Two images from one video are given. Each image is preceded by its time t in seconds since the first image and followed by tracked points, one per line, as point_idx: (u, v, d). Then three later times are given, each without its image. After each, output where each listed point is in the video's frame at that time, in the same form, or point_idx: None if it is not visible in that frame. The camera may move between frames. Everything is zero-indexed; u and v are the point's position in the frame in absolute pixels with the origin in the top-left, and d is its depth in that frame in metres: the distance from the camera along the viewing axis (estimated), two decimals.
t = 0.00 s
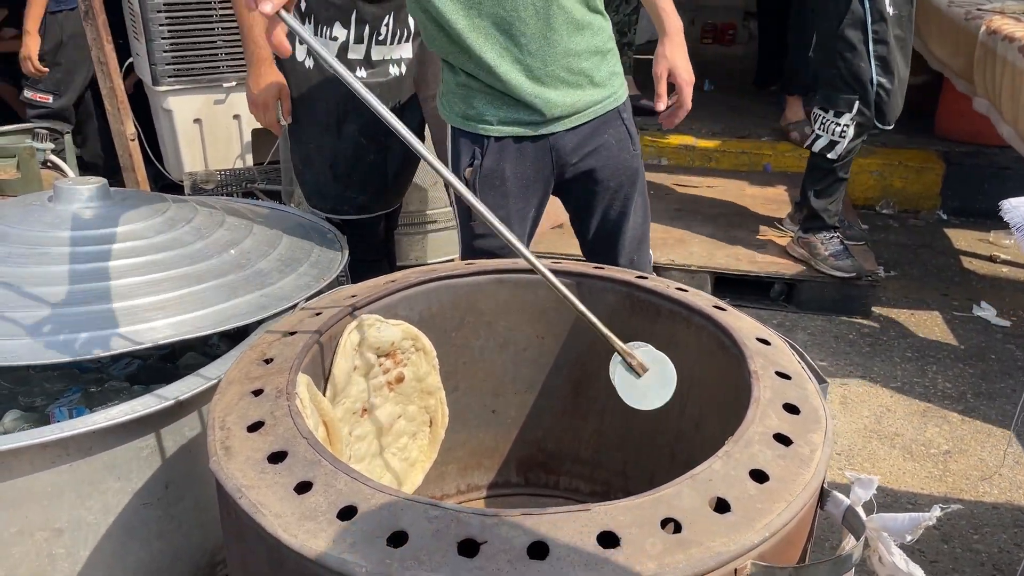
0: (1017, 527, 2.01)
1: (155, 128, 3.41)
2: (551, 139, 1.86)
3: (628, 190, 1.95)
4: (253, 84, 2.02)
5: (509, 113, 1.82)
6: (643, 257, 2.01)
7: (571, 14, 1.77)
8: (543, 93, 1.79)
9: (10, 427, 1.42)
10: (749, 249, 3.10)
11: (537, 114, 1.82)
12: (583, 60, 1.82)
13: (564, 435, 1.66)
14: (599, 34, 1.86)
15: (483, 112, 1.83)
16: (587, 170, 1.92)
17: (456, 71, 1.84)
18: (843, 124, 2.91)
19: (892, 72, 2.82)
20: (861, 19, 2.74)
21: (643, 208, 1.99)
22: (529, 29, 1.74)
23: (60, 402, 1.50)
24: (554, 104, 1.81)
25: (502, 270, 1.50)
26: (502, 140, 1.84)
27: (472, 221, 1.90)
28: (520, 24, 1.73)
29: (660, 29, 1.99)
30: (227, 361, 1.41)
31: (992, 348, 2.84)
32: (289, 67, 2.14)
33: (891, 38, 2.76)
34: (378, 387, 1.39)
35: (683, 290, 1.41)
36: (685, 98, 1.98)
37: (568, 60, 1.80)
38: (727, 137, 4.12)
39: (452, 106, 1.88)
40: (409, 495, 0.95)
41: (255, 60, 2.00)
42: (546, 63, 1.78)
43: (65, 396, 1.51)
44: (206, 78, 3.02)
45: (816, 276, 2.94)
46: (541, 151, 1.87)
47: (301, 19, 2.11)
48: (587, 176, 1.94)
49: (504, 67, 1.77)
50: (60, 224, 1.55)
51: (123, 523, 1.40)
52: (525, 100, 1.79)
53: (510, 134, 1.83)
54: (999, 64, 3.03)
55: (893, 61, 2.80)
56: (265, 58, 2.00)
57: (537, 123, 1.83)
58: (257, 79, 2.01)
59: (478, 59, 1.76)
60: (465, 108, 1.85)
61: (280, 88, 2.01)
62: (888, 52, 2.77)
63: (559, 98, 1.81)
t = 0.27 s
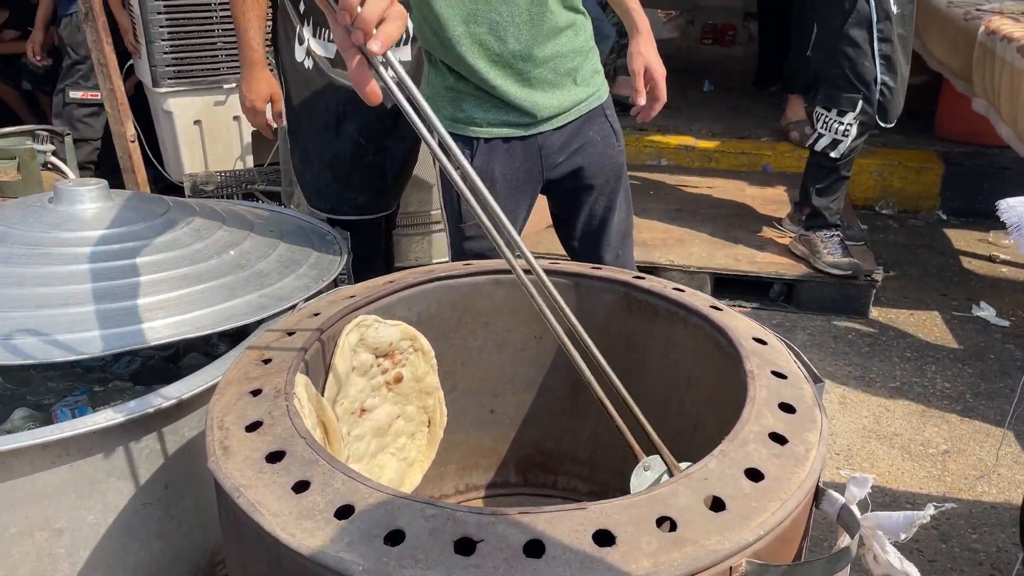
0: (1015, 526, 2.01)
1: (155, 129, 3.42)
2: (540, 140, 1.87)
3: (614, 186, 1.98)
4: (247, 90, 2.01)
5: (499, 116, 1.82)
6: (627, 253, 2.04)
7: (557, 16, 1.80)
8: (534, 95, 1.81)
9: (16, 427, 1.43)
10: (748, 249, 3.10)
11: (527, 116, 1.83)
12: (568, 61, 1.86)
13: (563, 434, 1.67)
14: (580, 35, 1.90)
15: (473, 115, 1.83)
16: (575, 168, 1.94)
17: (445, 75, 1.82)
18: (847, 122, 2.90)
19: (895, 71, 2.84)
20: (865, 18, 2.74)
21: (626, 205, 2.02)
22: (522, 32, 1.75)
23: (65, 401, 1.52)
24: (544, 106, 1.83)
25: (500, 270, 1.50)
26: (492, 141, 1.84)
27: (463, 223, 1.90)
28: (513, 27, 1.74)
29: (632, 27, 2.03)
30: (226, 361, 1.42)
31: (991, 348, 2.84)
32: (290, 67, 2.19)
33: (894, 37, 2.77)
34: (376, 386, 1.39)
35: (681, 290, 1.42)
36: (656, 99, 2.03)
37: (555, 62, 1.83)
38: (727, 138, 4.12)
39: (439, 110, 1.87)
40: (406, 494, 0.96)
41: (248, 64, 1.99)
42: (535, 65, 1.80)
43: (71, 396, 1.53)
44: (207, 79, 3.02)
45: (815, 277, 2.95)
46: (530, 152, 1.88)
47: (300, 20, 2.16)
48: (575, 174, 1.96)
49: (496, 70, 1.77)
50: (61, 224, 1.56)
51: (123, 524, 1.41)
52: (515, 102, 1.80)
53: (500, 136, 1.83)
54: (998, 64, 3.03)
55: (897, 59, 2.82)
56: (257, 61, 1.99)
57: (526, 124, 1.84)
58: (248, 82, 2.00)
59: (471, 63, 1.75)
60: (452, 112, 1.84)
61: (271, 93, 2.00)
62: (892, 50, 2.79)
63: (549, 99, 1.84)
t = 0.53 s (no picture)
0: (1012, 525, 2.02)
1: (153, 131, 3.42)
2: (531, 141, 1.87)
3: (604, 186, 1.99)
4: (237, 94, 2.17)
5: (490, 116, 1.82)
6: (616, 253, 2.05)
7: (548, 20, 1.81)
8: (526, 97, 1.81)
9: (20, 426, 1.46)
10: (746, 249, 3.11)
11: (518, 117, 1.83)
12: (560, 63, 1.86)
13: (560, 434, 1.67)
14: (572, 38, 1.91)
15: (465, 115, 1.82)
16: (566, 169, 1.94)
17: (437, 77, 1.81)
18: (839, 123, 2.90)
19: (891, 70, 2.84)
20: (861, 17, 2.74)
21: (614, 205, 2.03)
22: (517, 35, 1.75)
23: (70, 401, 1.55)
24: (536, 107, 1.83)
25: (497, 271, 1.51)
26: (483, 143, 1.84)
27: (456, 223, 1.91)
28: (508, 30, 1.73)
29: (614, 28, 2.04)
30: (225, 362, 1.42)
31: (988, 348, 2.85)
32: (285, 69, 2.19)
33: (891, 36, 2.77)
34: (374, 387, 1.40)
35: (677, 290, 1.43)
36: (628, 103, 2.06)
37: (547, 64, 1.83)
38: (724, 139, 4.13)
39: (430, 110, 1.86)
40: (404, 493, 0.96)
41: (240, 71, 2.13)
42: (528, 67, 1.80)
43: (75, 395, 1.57)
44: (205, 81, 3.03)
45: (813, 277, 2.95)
46: (522, 154, 1.88)
47: (295, 22, 2.16)
48: (566, 175, 1.96)
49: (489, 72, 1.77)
50: (60, 226, 1.57)
51: (122, 524, 1.41)
52: (508, 104, 1.80)
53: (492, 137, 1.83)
54: (994, 65, 3.03)
55: (892, 58, 2.81)
56: (248, 68, 2.13)
57: (518, 126, 1.84)
58: (240, 88, 2.15)
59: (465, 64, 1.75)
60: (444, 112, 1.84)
61: (263, 99, 2.19)
62: (889, 49, 2.78)
63: (541, 101, 1.84)
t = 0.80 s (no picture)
0: (1007, 526, 2.02)
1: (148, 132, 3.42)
2: (522, 143, 1.87)
3: (599, 189, 1.98)
4: (220, 94, 2.16)
5: (481, 118, 1.83)
6: (612, 256, 2.05)
7: (543, 24, 1.80)
8: (517, 101, 1.81)
9: (16, 427, 1.46)
10: (741, 250, 3.11)
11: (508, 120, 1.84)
12: (553, 67, 1.86)
13: (555, 436, 1.67)
14: (567, 41, 1.90)
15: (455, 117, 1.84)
16: (560, 172, 1.95)
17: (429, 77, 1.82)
18: (836, 125, 2.90)
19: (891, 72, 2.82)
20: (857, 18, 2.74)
21: (610, 209, 2.03)
22: (510, 40, 1.74)
23: (67, 403, 1.55)
24: (527, 111, 1.83)
25: (492, 273, 1.51)
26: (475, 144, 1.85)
27: (447, 223, 1.91)
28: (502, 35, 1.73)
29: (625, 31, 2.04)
30: (219, 364, 1.42)
31: (983, 349, 2.85)
32: (261, 69, 2.22)
33: (892, 38, 2.76)
34: (369, 390, 1.39)
35: (671, 292, 1.42)
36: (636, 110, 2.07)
37: (541, 68, 1.83)
38: (720, 140, 4.14)
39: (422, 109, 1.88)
40: (397, 497, 0.96)
41: (224, 70, 2.14)
42: (521, 71, 1.80)
43: (72, 398, 1.57)
44: (200, 82, 3.03)
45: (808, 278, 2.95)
46: (514, 155, 1.88)
47: (273, 23, 2.19)
48: (560, 178, 1.96)
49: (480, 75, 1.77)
50: (53, 229, 1.56)
51: (115, 527, 1.40)
52: (498, 107, 1.81)
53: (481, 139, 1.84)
54: (989, 66, 3.04)
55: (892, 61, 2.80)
56: (232, 67, 2.14)
57: (510, 128, 1.84)
58: (222, 87, 2.15)
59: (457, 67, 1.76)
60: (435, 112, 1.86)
61: (245, 98, 2.18)
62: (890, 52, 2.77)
63: (532, 105, 1.84)
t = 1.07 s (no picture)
0: (1000, 528, 2.02)
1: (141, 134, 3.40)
2: (517, 146, 1.86)
3: (594, 196, 1.97)
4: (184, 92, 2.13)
5: (479, 119, 1.82)
6: (606, 261, 2.04)
7: (543, 25, 1.80)
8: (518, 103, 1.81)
9: (7, 431, 1.45)
10: (735, 252, 3.11)
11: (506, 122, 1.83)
12: (553, 70, 1.86)
13: (547, 439, 1.67)
14: (566, 46, 1.90)
15: (453, 118, 1.83)
16: (554, 178, 1.94)
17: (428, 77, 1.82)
18: (833, 129, 2.90)
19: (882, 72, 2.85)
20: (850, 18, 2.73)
21: (605, 215, 2.02)
22: (510, 40, 1.75)
23: (58, 408, 1.55)
24: (525, 111, 1.82)
25: (484, 275, 1.50)
26: (469, 147, 1.84)
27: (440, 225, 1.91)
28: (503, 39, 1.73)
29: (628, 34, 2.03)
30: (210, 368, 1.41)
31: (977, 350, 2.85)
32: (233, 68, 2.19)
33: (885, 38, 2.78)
34: (360, 393, 1.38)
35: (664, 294, 1.42)
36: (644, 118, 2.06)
37: (540, 70, 1.83)
38: (714, 141, 4.14)
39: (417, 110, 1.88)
40: (387, 501, 0.95)
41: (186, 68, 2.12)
42: (520, 72, 1.80)
43: (63, 402, 1.56)
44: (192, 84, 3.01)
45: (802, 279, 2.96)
46: (507, 158, 1.87)
47: (243, 22, 2.16)
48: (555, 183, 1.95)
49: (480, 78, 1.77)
50: (42, 231, 1.55)
51: (105, 532, 1.39)
52: (497, 108, 1.80)
53: (479, 140, 1.83)
54: (982, 66, 3.04)
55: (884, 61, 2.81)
56: (195, 66, 2.11)
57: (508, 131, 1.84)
58: (185, 85, 2.12)
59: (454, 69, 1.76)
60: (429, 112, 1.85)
61: (206, 98, 2.12)
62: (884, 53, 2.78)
63: (531, 106, 1.83)
